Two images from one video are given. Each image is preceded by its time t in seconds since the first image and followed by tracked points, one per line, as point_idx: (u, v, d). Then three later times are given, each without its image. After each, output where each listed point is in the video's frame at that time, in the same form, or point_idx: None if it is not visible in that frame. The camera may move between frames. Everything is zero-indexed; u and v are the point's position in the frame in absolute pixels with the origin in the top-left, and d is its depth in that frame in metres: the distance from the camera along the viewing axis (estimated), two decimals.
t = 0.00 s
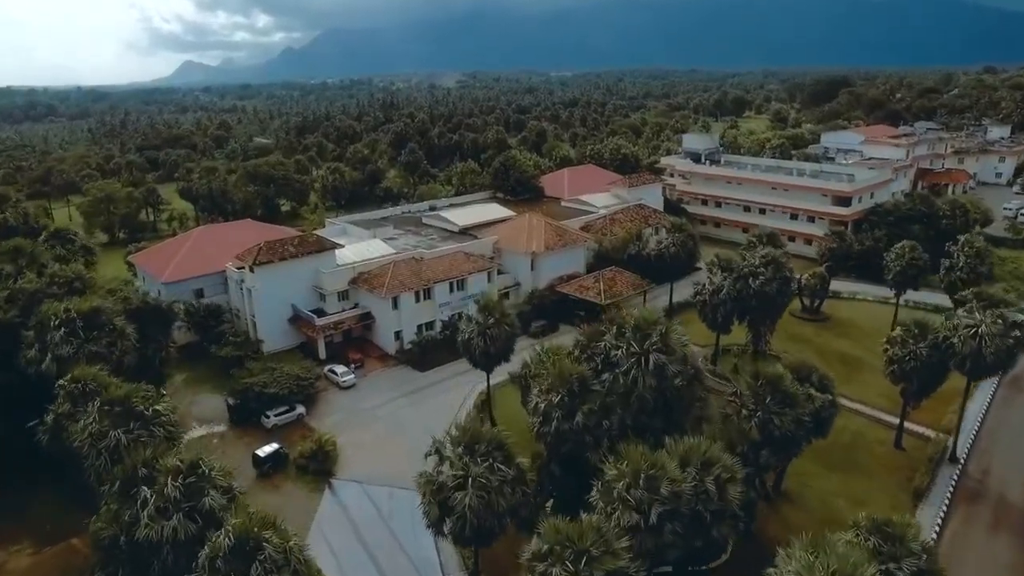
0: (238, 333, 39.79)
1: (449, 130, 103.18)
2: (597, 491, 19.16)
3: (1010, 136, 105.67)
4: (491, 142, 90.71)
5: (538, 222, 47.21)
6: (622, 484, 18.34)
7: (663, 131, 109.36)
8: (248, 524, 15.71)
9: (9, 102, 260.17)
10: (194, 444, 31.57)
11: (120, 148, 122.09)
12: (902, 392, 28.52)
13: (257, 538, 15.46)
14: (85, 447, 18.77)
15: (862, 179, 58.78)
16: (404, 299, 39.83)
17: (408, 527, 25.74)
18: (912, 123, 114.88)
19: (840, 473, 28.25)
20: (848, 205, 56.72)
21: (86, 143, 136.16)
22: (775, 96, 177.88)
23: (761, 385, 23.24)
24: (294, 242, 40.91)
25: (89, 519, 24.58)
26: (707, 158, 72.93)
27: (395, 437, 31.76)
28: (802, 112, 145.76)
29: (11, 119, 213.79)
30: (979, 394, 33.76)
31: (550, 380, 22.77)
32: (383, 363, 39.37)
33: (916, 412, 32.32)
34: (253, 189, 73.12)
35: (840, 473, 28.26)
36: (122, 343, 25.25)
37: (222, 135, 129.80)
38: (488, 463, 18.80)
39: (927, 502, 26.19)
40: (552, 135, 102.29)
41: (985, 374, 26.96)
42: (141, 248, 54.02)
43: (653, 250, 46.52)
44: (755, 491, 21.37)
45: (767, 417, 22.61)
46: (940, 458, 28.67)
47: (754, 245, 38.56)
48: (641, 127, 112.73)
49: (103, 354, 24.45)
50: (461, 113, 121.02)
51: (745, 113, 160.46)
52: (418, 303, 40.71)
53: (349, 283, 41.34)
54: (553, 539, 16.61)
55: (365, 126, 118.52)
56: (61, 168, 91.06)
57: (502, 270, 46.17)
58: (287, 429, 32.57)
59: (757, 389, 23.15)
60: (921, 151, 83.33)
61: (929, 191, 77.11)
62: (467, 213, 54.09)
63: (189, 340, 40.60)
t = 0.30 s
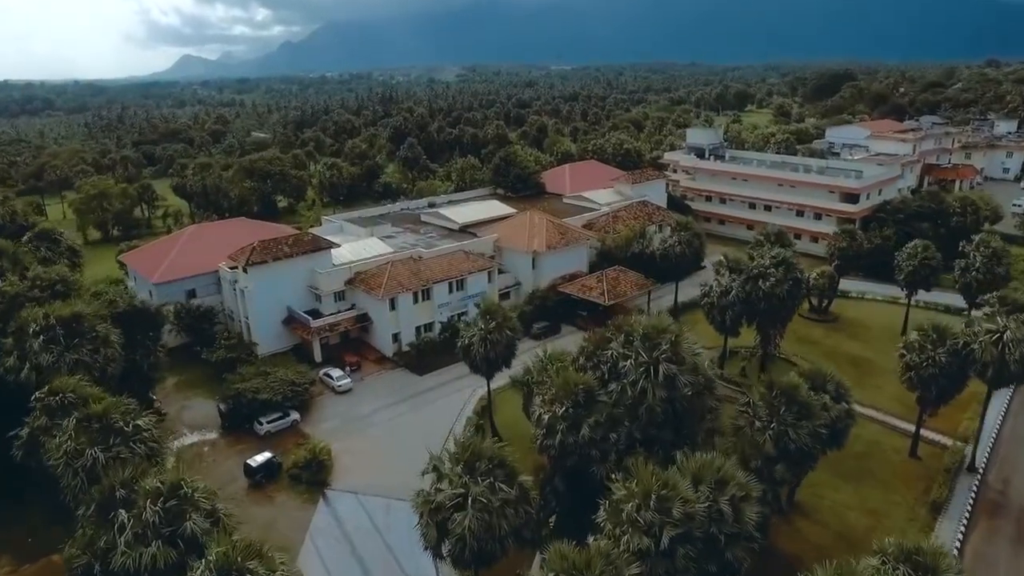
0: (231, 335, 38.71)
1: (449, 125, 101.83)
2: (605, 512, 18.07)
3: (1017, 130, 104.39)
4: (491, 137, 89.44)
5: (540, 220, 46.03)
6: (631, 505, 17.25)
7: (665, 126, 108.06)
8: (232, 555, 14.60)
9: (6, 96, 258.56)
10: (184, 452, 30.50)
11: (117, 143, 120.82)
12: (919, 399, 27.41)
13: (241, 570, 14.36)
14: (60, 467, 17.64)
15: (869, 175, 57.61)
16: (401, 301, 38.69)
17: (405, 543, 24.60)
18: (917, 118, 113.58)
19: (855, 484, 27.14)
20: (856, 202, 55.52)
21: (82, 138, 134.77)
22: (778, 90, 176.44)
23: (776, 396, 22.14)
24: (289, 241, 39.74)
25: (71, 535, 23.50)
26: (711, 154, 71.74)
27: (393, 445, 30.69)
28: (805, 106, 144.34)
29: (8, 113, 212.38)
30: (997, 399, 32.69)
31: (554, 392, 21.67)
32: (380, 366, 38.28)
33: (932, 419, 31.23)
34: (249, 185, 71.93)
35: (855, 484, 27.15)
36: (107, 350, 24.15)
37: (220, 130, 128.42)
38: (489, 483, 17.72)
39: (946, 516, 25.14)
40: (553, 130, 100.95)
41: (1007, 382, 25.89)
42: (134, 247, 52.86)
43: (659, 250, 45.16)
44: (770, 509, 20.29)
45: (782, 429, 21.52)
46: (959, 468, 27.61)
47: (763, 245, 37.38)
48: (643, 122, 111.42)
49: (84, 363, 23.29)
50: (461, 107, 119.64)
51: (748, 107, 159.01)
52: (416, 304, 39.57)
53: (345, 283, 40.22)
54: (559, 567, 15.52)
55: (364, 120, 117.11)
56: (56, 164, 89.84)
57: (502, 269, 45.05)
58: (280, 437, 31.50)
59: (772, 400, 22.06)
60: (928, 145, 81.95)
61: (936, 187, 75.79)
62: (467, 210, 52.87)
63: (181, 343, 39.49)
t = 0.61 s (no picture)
0: (223, 338, 37.75)
1: (448, 120, 100.67)
2: (611, 533, 17.04)
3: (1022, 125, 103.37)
4: (490, 132, 88.27)
5: (541, 218, 44.97)
6: (640, 528, 16.22)
7: (667, 121, 106.92)
8: None
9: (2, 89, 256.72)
10: (173, 460, 29.50)
11: (112, 137, 119.50)
12: (934, 407, 26.46)
13: None
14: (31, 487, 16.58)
15: (876, 172, 56.57)
16: (398, 302, 37.66)
17: (400, 560, 23.57)
18: (921, 113, 112.49)
19: (868, 494, 26.22)
20: (862, 199, 54.51)
21: (77, 133, 133.27)
22: (779, 84, 175.15)
23: (789, 406, 21.14)
24: (282, 241, 38.69)
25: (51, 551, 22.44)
26: (714, 150, 70.65)
27: (389, 452, 29.73)
28: (807, 101, 143.17)
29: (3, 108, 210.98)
30: (1013, 406, 31.72)
31: (557, 404, 20.64)
32: (377, 369, 37.30)
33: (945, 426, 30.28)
34: (244, 181, 70.83)
35: (867, 495, 26.17)
36: (89, 358, 23.09)
37: (216, 125, 127.04)
38: (488, 504, 16.73)
39: (964, 529, 24.18)
40: (553, 125, 99.70)
41: None
42: (126, 245, 51.79)
43: (663, 250, 43.80)
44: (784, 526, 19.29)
45: (795, 442, 20.53)
46: (976, 478, 26.63)
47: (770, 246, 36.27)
48: (643, 116, 110.21)
49: (63, 374, 22.16)
50: (460, 102, 118.38)
51: (749, 102, 157.78)
52: (414, 306, 38.52)
53: (341, 284, 39.17)
54: None
55: (362, 115, 115.84)
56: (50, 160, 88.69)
57: (502, 269, 44.04)
58: (273, 444, 30.54)
59: (784, 410, 21.08)
60: (933, 141, 80.87)
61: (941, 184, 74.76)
62: (465, 207, 51.76)
63: (174, 346, 38.52)
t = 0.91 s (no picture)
0: (216, 340, 36.85)
1: (447, 115, 99.55)
2: (618, 555, 16.12)
3: None
4: (490, 127, 87.16)
5: (542, 217, 43.99)
6: (648, 551, 15.29)
7: (669, 116, 105.79)
8: None
9: None
10: (162, 467, 28.56)
11: (108, 132, 118.35)
12: (949, 415, 25.53)
13: None
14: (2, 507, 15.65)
15: (883, 169, 55.56)
16: (396, 303, 36.70)
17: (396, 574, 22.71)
18: (925, 108, 111.41)
19: (880, 503, 25.34)
20: (869, 197, 53.55)
21: (74, 128, 132.05)
22: (781, 79, 173.88)
23: (802, 417, 20.20)
24: (277, 240, 37.70)
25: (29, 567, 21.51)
26: (717, 145, 69.62)
27: (385, 460, 28.87)
28: (809, 96, 141.99)
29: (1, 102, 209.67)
30: None
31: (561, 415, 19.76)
32: (373, 372, 36.40)
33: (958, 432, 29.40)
34: (241, 177, 69.79)
35: (880, 505, 25.23)
36: (70, 365, 22.10)
37: (214, 119, 125.85)
38: (488, 524, 15.83)
39: (982, 542, 23.28)
40: (553, 120, 98.55)
41: None
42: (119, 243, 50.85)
43: (667, 251, 42.06)
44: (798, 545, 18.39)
45: (809, 455, 19.61)
46: (992, 488, 25.73)
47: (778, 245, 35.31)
48: (645, 112, 109.05)
49: (42, 383, 21.19)
50: (460, 97, 117.20)
51: (751, 97, 156.54)
52: (411, 306, 37.57)
53: (337, 285, 38.23)
54: None
55: (360, 110, 114.67)
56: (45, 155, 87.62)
57: (502, 268, 43.10)
58: (266, 451, 29.64)
59: (797, 421, 20.15)
60: (939, 137, 79.84)
61: (947, 181, 73.73)
62: (464, 205, 50.72)
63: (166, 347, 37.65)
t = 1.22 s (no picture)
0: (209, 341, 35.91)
1: (446, 108, 98.33)
2: None
3: None
4: (490, 121, 85.97)
5: (543, 213, 42.94)
6: None
7: (670, 110, 104.56)
8: None
9: None
10: (152, 474, 27.62)
11: (104, 127, 117.14)
12: (968, 421, 24.55)
13: None
14: None
15: (891, 164, 54.48)
16: (393, 303, 35.71)
17: None
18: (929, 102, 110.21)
19: (896, 513, 24.37)
20: (877, 192, 52.54)
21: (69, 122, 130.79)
22: (782, 72, 172.45)
23: (819, 428, 19.20)
24: (271, 237, 36.67)
25: None
26: (720, 140, 68.49)
27: (383, 466, 27.91)
28: (812, 90, 140.69)
29: None
30: None
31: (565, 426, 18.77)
32: (371, 373, 35.42)
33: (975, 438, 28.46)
34: (236, 173, 68.70)
35: (896, 516, 24.27)
36: (50, 373, 21.14)
37: (211, 114, 124.59)
38: (489, 545, 14.82)
39: (1003, 555, 22.35)
40: (554, 113, 97.32)
41: None
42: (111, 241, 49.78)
43: (673, 249, 41.06)
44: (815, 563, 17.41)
45: (826, 467, 18.62)
46: (1012, 497, 24.77)
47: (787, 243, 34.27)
48: (646, 105, 107.78)
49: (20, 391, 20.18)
50: (459, 90, 115.94)
51: (753, 90, 155.16)
52: (410, 306, 36.58)
53: (333, 284, 37.22)
54: None
55: (359, 104, 113.46)
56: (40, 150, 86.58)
57: (503, 266, 42.10)
58: (260, 457, 28.72)
59: (814, 432, 19.14)
60: (945, 131, 78.71)
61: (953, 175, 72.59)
62: (464, 201, 49.62)
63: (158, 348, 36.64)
